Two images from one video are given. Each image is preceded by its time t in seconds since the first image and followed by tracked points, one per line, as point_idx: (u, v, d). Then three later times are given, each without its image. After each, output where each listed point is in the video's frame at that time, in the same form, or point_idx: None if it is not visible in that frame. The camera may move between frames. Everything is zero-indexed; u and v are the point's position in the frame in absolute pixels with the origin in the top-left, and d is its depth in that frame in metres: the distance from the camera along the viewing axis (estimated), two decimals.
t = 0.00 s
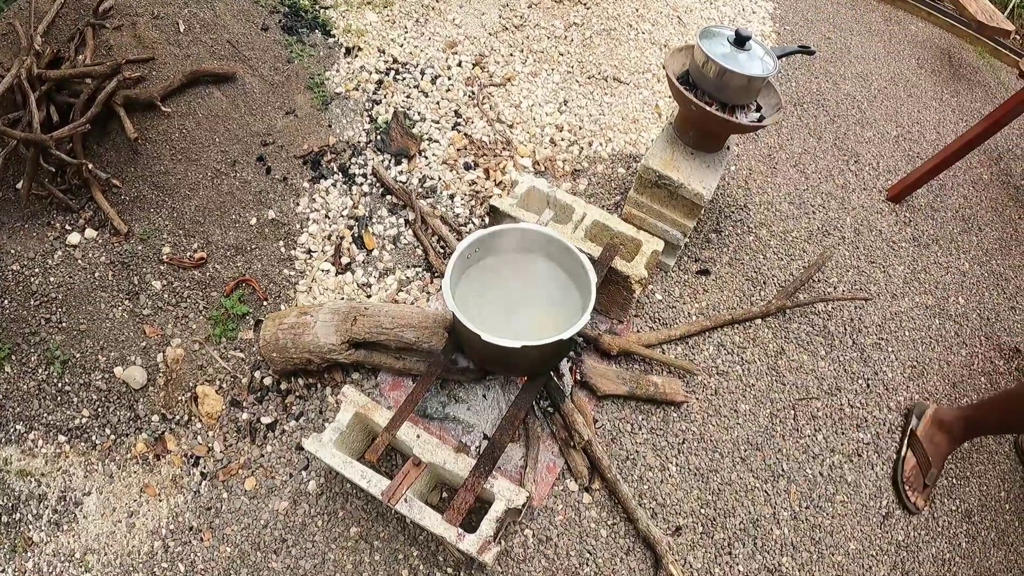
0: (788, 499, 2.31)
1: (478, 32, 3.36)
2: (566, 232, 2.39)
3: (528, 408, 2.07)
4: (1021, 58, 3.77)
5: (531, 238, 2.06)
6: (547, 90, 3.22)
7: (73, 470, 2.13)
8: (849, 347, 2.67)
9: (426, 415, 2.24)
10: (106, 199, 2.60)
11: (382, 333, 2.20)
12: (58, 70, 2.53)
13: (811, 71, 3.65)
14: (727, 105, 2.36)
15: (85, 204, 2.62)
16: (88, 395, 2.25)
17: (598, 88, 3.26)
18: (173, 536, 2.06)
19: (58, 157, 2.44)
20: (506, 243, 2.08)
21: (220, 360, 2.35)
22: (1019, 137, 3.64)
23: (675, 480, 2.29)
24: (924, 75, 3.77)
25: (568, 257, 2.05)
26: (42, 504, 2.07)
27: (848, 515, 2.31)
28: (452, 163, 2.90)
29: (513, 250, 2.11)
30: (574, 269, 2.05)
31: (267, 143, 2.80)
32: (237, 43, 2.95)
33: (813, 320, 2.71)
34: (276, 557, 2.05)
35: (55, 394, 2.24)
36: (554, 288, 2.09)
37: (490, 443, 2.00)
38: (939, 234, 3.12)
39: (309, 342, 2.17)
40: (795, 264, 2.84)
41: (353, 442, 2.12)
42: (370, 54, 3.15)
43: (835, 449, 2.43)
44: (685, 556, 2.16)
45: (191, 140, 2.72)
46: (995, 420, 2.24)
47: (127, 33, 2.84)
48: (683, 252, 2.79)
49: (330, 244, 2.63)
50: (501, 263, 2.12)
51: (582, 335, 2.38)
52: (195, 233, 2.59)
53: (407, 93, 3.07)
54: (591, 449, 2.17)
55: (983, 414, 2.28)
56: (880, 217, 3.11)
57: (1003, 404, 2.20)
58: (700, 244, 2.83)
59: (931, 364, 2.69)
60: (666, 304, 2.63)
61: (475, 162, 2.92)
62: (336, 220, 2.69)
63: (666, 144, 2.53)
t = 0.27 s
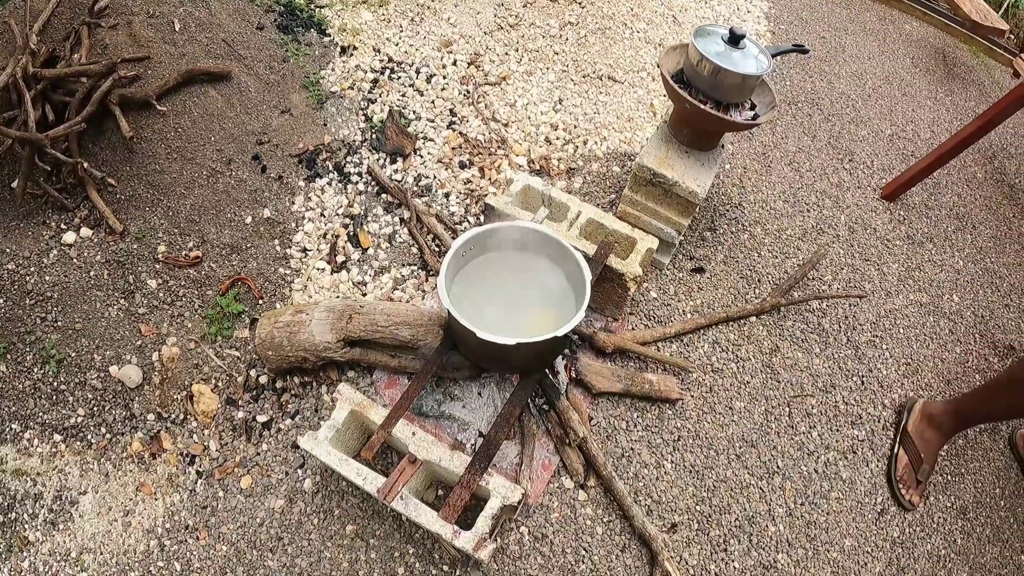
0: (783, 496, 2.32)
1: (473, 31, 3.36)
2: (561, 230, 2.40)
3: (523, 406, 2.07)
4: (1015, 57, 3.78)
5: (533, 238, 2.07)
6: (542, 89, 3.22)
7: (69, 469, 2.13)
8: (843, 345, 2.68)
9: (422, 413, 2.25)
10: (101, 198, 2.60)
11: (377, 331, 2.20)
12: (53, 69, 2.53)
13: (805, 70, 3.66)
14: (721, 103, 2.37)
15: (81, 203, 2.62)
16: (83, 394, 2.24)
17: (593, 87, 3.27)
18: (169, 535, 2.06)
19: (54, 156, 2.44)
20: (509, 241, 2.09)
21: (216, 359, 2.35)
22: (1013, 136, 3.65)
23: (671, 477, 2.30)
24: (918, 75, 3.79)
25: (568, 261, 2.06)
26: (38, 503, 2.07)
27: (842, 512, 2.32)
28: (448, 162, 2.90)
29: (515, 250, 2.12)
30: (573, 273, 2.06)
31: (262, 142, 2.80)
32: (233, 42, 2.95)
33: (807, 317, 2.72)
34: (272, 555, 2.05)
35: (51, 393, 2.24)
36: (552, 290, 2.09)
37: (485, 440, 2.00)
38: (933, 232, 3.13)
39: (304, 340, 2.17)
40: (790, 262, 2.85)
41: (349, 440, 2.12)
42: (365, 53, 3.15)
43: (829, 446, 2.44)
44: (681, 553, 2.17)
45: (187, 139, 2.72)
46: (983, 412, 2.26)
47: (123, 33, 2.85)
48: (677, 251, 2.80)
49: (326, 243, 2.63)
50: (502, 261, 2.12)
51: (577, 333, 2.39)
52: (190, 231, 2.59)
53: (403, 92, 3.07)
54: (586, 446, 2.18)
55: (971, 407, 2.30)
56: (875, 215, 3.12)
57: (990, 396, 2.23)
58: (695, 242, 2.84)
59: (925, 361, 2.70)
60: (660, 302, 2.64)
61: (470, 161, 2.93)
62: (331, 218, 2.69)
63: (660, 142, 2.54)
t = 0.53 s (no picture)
0: (779, 486, 2.32)
1: (466, 24, 3.36)
2: (555, 222, 2.40)
3: (519, 397, 2.07)
4: (1009, 48, 3.78)
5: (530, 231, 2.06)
6: (536, 82, 3.22)
7: (65, 466, 2.13)
8: (838, 335, 2.68)
9: (418, 406, 2.25)
10: (95, 195, 2.59)
11: (372, 324, 2.20)
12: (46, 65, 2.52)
13: (799, 61, 3.66)
14: (715, 94, 2.37)
15: (75, 200, 2.61)
16: (79, 391, 2.24)
17: (587, 80, 3.27)
18: (167, 531, 2.06)
19: (47, 153, 2.43)
20: (508, 231, 2.09)
21: (211, 354, 2.35)
22: (1007, 127, 3.66)
23: (667, 468, 2.30)
24: (912, 66, 3.79)
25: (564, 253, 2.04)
26: (34, 501, 2.07)
27: (839, 501, 2.33)
28: (442, 155, 2.90)
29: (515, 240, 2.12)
30: (568, 264, 2.04)
31: (256, 137, 2.80)
32: (226, 37, 2.94)
33: (802, 308, 2.73)
34: (270, 549, 2.05)
35: (47, 390, 2.23)
36: (551, 284, 2.08)
37: (481, 432, 2.00)
38: (928, 223, 3.13)
39: (299, 334, 2.17)
40: (785, 253, 2.85)
41: (345, 433, 2.12)
42: (359, 47, 3.15)
43: (825, 436, 2.45)
44: (678, 544, 2.17)
45: (180, 135, 2.71)
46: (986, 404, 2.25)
47: (115, 29, 2.84)
48: (672, 242, 2.80)
49: (320, 237, 2.63)
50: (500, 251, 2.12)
51: (572, 324, 2.39)
52: (185, 227, 2.58)
53: (396, 85, 3.07)
54: (582, 438, 2.18)
55: (974, 399, 2.28)
56: (869, 206, 3.12)
57: (992, 387, 2.22)
58: (690, 233, 2.84)
59: (920, 351, 2.71)
60: (656, 293, 2.64)
61: (465, 154, 2.92)
62: (326, 213, 2.69)
63: (655, 133, 2.54)
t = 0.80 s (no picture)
0: (778, 479, 2.32)
1: (460, 21, 3.35)
2: (550, 217, 2.40)
3: (516, 393, 2.07)
4: (1003, 40, 3.79)
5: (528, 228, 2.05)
6: (531, 78, 3.22)
7: (64, 467, 2.13)
8: (835, 328, 2.68)
9: (415, 403, 2.25)
10: (90, 195, 2.58)
11: (369, 321, 2.20)
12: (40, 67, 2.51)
13: (794, 55, 3.66)
14: (710, 88, 2.37)
15: (70, 201, 2.60)
16: (76, 392, 2.24)
17: (582, 75, 3.27)
18: (166, 531, 2.06)
19: (42, 154, 2.43)
20: (506, 226, 2.07)
21: (208, 353, 2.35)
22: (1002, 119, 3.66)
23: (665, 462, 2.30)
24: (907, 59, 3.79)
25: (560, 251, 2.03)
26: (33, 503, 2.07)
27: (837, 494, 2.33)
28: (437, 152, 2.90)
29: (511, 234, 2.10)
30: (564, 264, 2.03)
31: (251, 136, 2.79)
32: (219, 36, 2.94)
33: (799, 301, 2.73)
34: (268, 548, 2.05)
35: (44, 392, 2.23)
36: (548, 277, 2.08)
37: (478, 428, 2.00)
38: (924, 215, 3.13)
39: (296, 332, 2.17)
40: (781, 247, 2.86)
41: (342, 431, 2.12)
42: (353, 44, 3.14)
43: (823, 429, 2.45)
44: (677, 538, 2.17)
45: (175, 134, 2.71)
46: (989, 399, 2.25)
47: (109, 29, 2.83)
48: (668, 236, 2.80)
49: (316, 235, 2.63)
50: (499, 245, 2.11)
51: (569, 319, 2.39)
52: (180, 227, 2.58)
53: (390, 83, 3.06)
54: (580, 433, 2.18)
55: (978, 394, 2.28)
56: (865, 199, 3.13)
57: (996, 380, 2.22)
58: (686, 228, 2.84)
59: (917, 343, 2.71)
60: (652, 288, 2.64)
61: (460, 150, 2.92)
62: (321, 211, 2.69)
63: (649, 128, 2.54)
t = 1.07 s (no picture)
0: (777, 479, 2.32)
1: (456, 24, 3.36)
2: (547, 220, 2.40)
3: (514, 396, 2.08)
4: (999, 37, 3.79)
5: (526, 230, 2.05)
6: (527, 80, 3.22)
7: (63, 474, 2.13)
8: (833, 328, 2.69)
9: (414, 407, 2.25)
10: (87, 202, 2.58)
11: (367, 326, 2.20)
12: (36, 74, 2.51)
13: (789, 55, 3.67)
14: (705, 89, 2.37)
15: (68, 208, 2.60)
16: (75, 399, 2.24)
17: (578, 77, 3.27)
18: (166, 537, 2.06)
19: (39, 161, 2.43)
20: (505, 229, 2.08)
21: (207, 359, 2.35)
22: (999, 116, 3.66)
23: (665, 463, 2.30)
24: (903, 58, 3.79)
25: (558, 253, 2.03)
26: (33, 510, 2.07)
27: (837, 493, 2.33)
28: (434, 155, 2.90)
29: (510, 236, 2.10)
30: (562, 265, 2.03)
31: (248, 141, 2.79)
32: (215, 42, 2.94)
33: (797, 301, 2.73)
34: (269, 554, 2.05)
35: (43, 399, 2.23)
36: (546, 280, 2.07)
37: (477, 432, 2.00)
38: (921, 214, 3.14)
39: (294, 337, 2.17)
40: (779, 247, 2.86)
41: (342, 435, 2.12)
42: (349, 49, 3.15)
43: (822, 428, 2.45)
44: (677, 539, 2.17)
45: (172, 140, 2.71)
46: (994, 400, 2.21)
47: (105, 35, 2.83)
48: (665, 238, 2.80)
49: (313, 240, 2.63)
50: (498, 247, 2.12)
51: (567, 322, 2.39)
52: (178, 233, 2.58)
53: (387, 87, 3.07)
54: (579, 435, 2.18)
55: (982, 395, 2.24)
56: (862, 198, 3.13)
57: (1000, 379, 2.18)
58: (683, 229, 2.84)
59: (915, 341, 2.71)
60: (650, 290, 2.64)
61: (456, 153, 2.92)
62: (319, 216, 2.69)
63: (645, 129, 2.54)
